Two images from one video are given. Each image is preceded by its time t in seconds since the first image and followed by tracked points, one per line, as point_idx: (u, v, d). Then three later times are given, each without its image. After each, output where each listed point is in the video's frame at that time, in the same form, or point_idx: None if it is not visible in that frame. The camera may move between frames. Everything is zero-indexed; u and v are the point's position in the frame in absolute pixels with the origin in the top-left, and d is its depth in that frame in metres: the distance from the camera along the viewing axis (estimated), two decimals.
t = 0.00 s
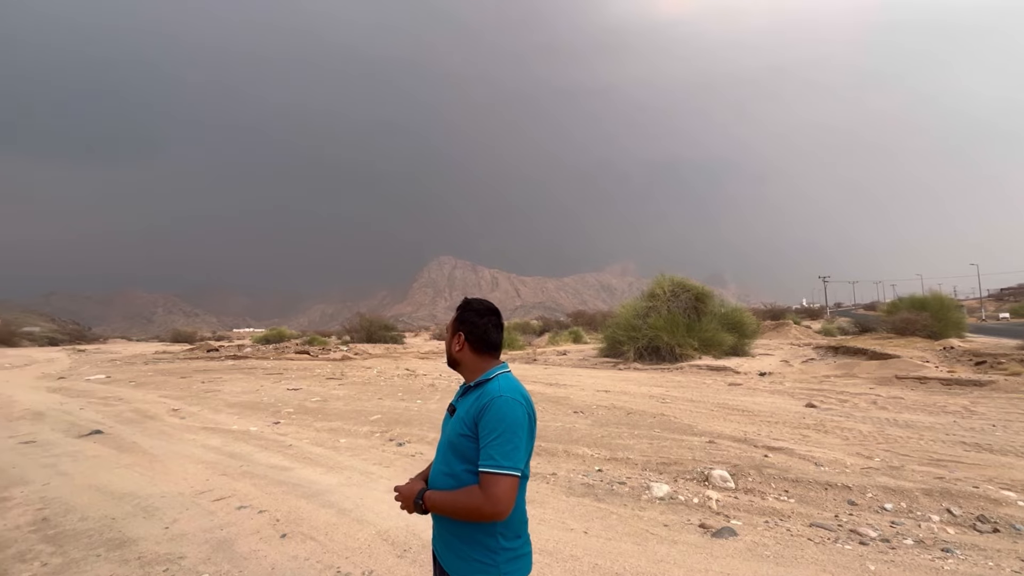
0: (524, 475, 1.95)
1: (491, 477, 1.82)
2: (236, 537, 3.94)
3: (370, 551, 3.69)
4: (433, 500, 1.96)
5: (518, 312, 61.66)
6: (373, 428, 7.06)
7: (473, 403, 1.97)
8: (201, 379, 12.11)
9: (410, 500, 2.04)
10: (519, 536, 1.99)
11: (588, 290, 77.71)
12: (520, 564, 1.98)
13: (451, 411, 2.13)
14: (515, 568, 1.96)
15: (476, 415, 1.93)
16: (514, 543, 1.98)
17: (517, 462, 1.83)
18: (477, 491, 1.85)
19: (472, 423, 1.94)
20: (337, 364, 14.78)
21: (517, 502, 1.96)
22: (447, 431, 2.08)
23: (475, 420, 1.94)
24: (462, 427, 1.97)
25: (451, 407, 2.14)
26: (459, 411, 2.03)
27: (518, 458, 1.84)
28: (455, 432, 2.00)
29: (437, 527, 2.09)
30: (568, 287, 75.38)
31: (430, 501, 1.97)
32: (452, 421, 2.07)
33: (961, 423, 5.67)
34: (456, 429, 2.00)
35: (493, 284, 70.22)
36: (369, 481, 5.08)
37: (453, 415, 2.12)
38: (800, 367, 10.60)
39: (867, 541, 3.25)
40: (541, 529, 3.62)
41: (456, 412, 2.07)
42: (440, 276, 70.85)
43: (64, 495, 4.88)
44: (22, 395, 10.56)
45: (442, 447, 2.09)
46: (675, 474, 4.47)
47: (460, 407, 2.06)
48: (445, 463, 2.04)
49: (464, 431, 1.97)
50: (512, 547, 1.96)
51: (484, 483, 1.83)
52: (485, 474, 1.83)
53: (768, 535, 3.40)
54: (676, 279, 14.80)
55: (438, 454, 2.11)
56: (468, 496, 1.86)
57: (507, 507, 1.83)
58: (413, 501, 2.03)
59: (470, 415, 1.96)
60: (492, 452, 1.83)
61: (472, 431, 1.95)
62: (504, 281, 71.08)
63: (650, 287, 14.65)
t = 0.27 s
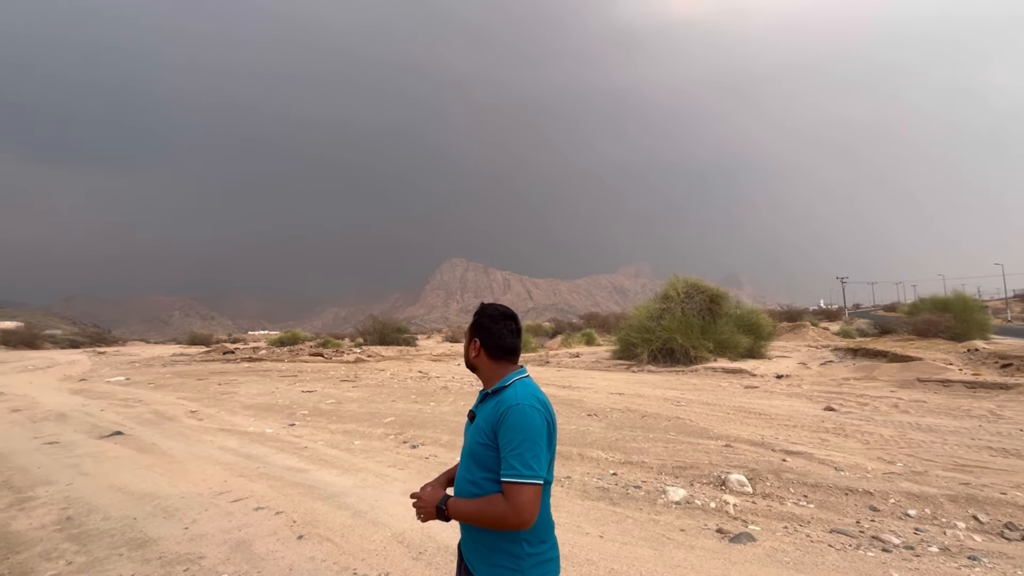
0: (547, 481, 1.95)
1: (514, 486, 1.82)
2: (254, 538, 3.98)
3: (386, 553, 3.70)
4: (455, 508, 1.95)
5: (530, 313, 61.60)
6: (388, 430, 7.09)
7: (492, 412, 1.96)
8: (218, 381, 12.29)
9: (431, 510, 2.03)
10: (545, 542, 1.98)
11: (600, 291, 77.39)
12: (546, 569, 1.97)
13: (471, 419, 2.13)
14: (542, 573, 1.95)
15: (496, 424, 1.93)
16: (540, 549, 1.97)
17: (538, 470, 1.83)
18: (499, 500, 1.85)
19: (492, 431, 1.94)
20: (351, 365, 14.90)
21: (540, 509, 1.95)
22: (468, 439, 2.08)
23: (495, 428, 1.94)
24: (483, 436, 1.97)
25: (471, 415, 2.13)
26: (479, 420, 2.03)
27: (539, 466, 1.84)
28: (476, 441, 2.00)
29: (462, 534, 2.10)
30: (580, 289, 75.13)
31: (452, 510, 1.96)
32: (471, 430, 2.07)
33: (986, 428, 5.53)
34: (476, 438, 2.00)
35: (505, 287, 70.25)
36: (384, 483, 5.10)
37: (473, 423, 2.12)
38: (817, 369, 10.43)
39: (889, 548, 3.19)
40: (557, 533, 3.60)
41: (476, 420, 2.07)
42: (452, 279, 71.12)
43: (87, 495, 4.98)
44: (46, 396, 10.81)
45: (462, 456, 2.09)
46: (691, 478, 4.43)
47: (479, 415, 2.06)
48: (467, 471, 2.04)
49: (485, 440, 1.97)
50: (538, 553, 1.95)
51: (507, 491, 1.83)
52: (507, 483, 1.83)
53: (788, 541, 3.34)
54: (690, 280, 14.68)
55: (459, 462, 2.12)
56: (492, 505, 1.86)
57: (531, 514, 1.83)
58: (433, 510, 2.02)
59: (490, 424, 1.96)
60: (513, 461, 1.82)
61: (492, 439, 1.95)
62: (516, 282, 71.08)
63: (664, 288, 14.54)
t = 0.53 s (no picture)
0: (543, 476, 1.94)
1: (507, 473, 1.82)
2: (273, 537, 4.02)
3: (402, 553, 3.72)
4: (446, 480, 1.93)
5: (543, 314, 61.48)
6: (403, 431, 7.13)
7: (499, 407, 1.99)
8: (236, 381, 12.46)
9: (419, 473, 1.98)
10: (545, 539, 1.99)
11: (614, 292, 76.99)
12: (545, 567, 1.99)
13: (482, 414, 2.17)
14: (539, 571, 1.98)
15: (501, 417, 1.95)
16: (540, 547, 1.99)
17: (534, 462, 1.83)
18: (490, 484, 1.85)
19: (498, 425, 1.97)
20: (366, 366, 15.01)
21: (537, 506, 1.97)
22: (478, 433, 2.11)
23: (499, 421, 1.96)
24: (490, 429, 2.01)
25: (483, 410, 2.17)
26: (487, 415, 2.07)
27: (536, 458, 1.84)
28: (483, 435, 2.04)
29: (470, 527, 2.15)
30: (593, 289, 74.82)
31: (443, 481, 1.93)
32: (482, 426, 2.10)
33: (1016, 430, 5.37)
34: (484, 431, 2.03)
35: (517, 287, 70.24)
36: (400, 483, 5.13)
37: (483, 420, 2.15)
38: (837, 370, 10.25)
39: (916, 553, 3.11)
40: (573, 534, 3.59)
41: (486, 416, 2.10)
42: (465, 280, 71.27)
43: (111, 493, 5.09)
44: (70, 396, 11.07)
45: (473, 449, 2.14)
46: (709, 481, 4.38)
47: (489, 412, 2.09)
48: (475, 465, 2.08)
49: (491, 433, 2.00)
50: (537, 551, 1.97)
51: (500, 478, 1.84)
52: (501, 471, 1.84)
53: (809, 545, 3.28)
54: (706, 280, 14.53)
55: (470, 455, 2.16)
56: (482, 488, 1.86)
57: (520, 503, 1.82)
58: (422, 477, 1.98)
59: (497, 417, 1.99)
60: (509, 450, 1.83)
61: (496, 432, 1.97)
62: (529, 283, 71.02)
63: (679, 289, 14.41)
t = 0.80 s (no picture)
0: (548, 464, 1.97)
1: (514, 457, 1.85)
2: (293, 534, 4.07)
3: (420, 552, 3.73)
4: (454, 452, 1.94)
5: (558, 314, 61.31)
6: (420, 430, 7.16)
7: (510, 400, 2.03)
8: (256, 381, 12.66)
9: (428, 442, 2.01)
10: (553, 529, 2.02)
11: (629, 291, 76.46)
12: (553, 559, 2.01)
13: (490, 414, 2.19)
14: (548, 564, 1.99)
15: (513, 408, 2.00)
16: (548, 540, 2.01)
17: (542, 447, 1.87)
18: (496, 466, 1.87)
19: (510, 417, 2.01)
20: (382, 366, 15.13)
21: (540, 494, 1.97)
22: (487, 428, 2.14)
23: (511, 412, 2.00)
24: (501, 422, 2.04)
25: (491, 410, 2.20)
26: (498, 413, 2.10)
27: (545, 444, 1.88)
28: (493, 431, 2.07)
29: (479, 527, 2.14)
30: (608, 289, 74.40)
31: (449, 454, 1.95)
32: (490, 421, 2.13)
33: None
34: (495, 427, 2.06)
35: (532, 287, 70.17)
36: (417, 483, 5.15)
37: (490, 417, 2.17)
38: (861, 370, 10.03)
39: (946, 558, 3.03)
40: (591, 535, 3.57)
41: (495, 412, 2.13)
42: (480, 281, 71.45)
43: (137, 491, 5.20)
44: (97, 396, 11.36)
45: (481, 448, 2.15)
46: (729, 482, 4.32)
47: (498, 408, 2.12)
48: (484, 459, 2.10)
49: (503, 425, 2.03)
50: (547, 542, 1.99)
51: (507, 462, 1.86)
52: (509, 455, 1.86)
53: (834, 548, 3.22)
54: (724, 280, 14.35)
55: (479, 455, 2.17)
56: (488, 469, 1.87)
57: (524, 485, 1.84)
58: (432, 447, 2.00)
59: (509, 410, 2.03)
60: (520, 436, 1.87)
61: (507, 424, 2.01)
62: (544, 283, 70.88)
63: (696, 288, 14.25)
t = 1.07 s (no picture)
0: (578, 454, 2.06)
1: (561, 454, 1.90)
2: (312, 532, 4.12)
3: (438, 551, 3.75)
4: (501, 487, 1.90)
5: (574, 313, 61.08)
6: (436, 429, 7.19)
7: (528, 399, 2.05)
8: (275, 380, 12.86)
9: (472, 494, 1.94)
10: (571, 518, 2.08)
11: (646, 290, 75.79)
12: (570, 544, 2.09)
13: (498, 414, 2.18)
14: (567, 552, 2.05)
15: (534, 408, 2.01)
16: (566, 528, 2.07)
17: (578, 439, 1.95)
18: (546, 471, 1.89)
19: (531, 416, 2.03)
20: (399, 366, 15.23)
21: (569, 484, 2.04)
22: (500, 431, 2.12)
23: (533, 412, 2.02)
24: (520, 422, 2.05)
25: (497, 411, 2.18)
26: (511, 413, 2.09)
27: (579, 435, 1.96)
28: (511, 431, 2.06)
29: (491, 526, 2.11)
30: (624, 288, 73.90)
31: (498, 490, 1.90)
32: (503, 424, 2.12)
33: None
34: (513, 427, 2.06)
35: (548, 287, 70.02)
36: (434, 481, 5.17)
37: (500, 419, 2.16)
38: (886, 370, 9.78)
39: (978, 564, 2.93)
40: (609, 535, 3.54)
41: (507, 413, 2.12)
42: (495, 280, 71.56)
43: (162, 487, 5.32)
44: (123, 394, 11.66)
45: (494, 449, 2.13)
46: (750, 483, 4.25)
47: (510, 409, 2.12)
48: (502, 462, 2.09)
49: (524, 425, 2.04)
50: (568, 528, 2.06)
51: (554, 461, 1.91)
52: (554, 454, 1.91)
53: (860, 552, 3.14)
54: (743, 278, 14.13)
55: (490, 456, 2.15)
56: (539, 477, 1.89)
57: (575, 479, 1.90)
58: (476, 495, 1.94)
59: (527, 411, 2.04)
60: (557, 433, 1.92)
61: (530, 424, 2.03)
62: (559, 282, 70.67)
63: (715, 286, 14.07)
